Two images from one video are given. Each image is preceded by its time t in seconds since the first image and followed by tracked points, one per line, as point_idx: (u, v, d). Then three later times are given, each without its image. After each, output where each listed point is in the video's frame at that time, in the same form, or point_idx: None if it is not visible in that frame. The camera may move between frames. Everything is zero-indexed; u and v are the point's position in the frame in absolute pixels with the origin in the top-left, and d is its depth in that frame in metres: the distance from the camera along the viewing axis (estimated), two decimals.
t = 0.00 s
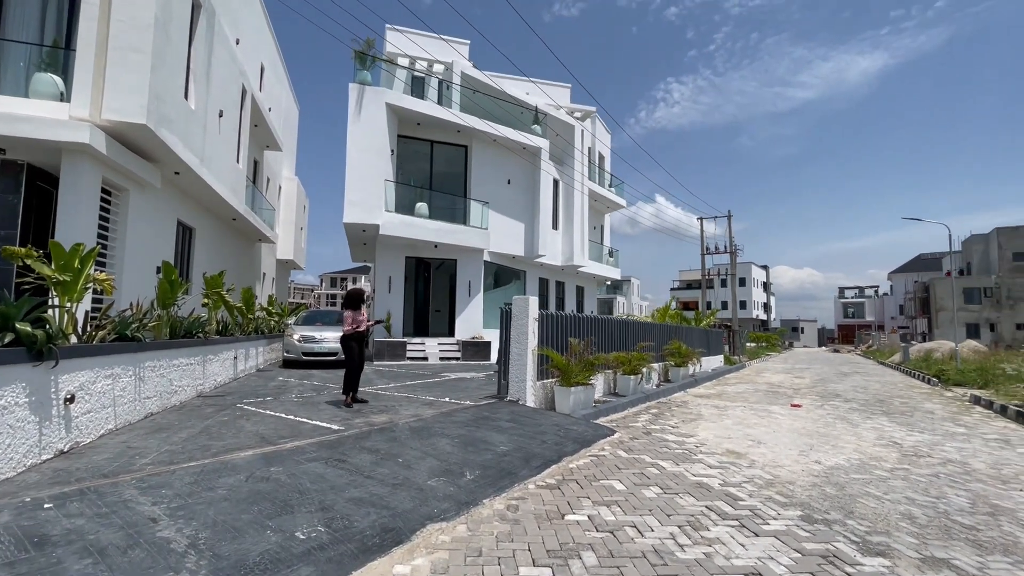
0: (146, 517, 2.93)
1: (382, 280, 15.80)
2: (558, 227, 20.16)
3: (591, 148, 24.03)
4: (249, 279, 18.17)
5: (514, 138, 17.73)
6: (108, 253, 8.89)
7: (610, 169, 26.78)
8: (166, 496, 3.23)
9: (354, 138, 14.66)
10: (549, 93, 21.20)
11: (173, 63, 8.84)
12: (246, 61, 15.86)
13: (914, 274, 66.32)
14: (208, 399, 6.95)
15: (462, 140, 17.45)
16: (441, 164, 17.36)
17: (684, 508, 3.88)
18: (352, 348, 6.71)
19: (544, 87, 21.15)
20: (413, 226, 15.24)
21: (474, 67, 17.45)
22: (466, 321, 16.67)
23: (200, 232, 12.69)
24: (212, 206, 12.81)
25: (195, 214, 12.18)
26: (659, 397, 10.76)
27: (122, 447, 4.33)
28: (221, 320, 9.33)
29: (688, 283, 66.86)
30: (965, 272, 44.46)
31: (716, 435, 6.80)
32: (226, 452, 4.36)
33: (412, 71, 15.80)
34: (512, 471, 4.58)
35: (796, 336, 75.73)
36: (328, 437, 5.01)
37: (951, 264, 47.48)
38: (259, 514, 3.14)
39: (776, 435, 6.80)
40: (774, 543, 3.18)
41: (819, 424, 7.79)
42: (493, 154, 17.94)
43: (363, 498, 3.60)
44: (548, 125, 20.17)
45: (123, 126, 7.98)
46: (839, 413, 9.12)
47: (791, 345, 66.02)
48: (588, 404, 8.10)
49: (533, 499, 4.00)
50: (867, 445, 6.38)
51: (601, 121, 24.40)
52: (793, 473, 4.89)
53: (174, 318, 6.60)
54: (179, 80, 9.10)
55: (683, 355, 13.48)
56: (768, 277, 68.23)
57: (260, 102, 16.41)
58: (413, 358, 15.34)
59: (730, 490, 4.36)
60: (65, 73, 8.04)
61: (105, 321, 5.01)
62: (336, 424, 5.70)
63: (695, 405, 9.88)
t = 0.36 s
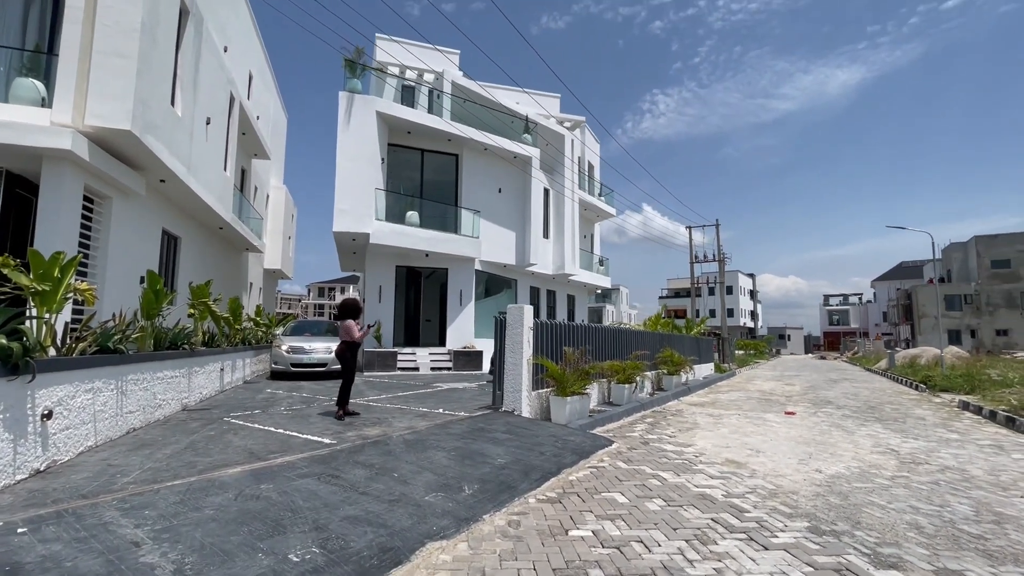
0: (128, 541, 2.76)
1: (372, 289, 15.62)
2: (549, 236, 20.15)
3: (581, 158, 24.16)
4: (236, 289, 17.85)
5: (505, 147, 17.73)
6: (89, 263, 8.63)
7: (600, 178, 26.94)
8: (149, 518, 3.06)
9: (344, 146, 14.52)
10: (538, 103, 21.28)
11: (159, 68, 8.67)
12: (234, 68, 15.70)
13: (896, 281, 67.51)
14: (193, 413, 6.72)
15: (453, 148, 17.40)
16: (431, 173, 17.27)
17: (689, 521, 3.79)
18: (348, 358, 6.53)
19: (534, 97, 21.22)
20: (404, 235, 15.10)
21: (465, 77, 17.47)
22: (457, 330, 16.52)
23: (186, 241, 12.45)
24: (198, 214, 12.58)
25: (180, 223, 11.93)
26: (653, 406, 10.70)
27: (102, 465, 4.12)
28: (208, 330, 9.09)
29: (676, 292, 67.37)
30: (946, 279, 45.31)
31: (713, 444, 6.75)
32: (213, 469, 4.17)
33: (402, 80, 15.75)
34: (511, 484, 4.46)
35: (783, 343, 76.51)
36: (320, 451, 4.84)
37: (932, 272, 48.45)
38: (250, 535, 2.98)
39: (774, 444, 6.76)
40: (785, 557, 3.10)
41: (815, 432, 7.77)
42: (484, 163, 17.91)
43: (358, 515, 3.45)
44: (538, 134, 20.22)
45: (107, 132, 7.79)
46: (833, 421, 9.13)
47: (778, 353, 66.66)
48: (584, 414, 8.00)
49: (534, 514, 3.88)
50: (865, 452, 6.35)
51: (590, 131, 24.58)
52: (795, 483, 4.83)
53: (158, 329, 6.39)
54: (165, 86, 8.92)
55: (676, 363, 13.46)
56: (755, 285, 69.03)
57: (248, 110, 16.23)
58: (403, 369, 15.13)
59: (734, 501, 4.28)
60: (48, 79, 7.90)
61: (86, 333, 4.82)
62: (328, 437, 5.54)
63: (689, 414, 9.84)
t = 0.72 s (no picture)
0: (112, 571, 2.57)
1: (367, 299, 15.43)
2: (545, 245, 20.09)
3: (576, 166, 24.20)
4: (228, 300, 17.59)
5: (501, 155, 17.70)
6: (77, 275, 8.41)
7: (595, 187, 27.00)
8: (137, 544, 2.87)
9: (338, 154, 14.39)
10: (533, 112, 21.34)
11: (150, 76, 8.53)
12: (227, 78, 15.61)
13: (888, 288, 68.06)
14: (184, 428, 6.51)
15: (448, 157, 17.34)
16: (427, 182, 17.18)
17: (704, 537, 3.63)
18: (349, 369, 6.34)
19: (530, 106, 21.28)
20: (399, 244, 14.97)
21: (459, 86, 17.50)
22: (453, 340, 16.34)
23: (177, 252, 12.24)
24: (190, 225, 12.39)
25: (172, 233, 11.73)
26: (654, 416, 10.55)
27: (87, 486, 3.92)
28: (200, 342, 8.88)
29: (671, 300, 67.62)
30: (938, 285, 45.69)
31: (719, 455, 6.61)
32: (205, 489, 3.97)
33: (397, 90, 15.74)
34: (516, 501, 4.30)
35: (777, 351, 76.73)
36: (317, 468, 4.66)
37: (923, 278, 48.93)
38: (245, 561, 2.80)
39: (781, 454, 6.63)
40: None
41: (821, 441, 7.66)
42: (479, 172, 17.86)
43: (359, 537, 3.27)
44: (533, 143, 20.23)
45: (97, 140, 7.62)
46: (837, 429, 9.02)
47: (773, 360, 66.83)
48: (586, 425, 7.84)
49: (542, 533, 3.72)
50: (874, 462, 6.23)
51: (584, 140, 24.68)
52: (807, 495, 4.70)
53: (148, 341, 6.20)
54: (157, 93, 8.78)
55: (675, 371, 13.34)
56: (748, 293, 69.38)
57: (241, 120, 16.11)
58: (400, 380, 14.92)
59: (748, 515, 4.13)
60: (36, 87, 7.72)
61: (71, 346, 4.63)
62: (325, 453, 5.35)
63: (691, 423, 9.71)
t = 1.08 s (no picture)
0: None
1: (368, 311, 15.26)
2: (546, 255, 19.97)
3: (575, 176, 24.17)
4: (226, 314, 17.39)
5: (501, 166, 17.64)
6: (72, 290, 8.24)
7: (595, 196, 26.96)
8: None
9: (337, 166, 14.27)
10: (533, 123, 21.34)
11: (148, 89, 8.44)
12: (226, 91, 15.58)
13: (889, 294, 67.94)
14: (180, 448, 6.30)
15: (448, 168, 17.27)
16: (426, 193, 17.07)
17: (727, 563, 3.44)
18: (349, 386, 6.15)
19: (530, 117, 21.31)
20: (400, 255, 14.83)
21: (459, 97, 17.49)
22: (455, 352, 16.13)
23: (175, 265, 12.09)
24: (188, 238, 12.25)
25: (169, 246, 11.60)
26: (661, 428, 10.35)
27: (74, 515, 3.72)
28: (196, 358, 8.70)
29: (671, 308, 67.50)
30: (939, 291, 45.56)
31: (732, 470, 6.41)
32: (198, 516, 3.77)
33: (396, 102, 15.73)
34: (527, 525, 4.11)
35: (778, 358, 76.44)
36: (318, 491, 4.47)
37: (924, 284, 48.84)
38: None
39: (796, 469, 6.43)
40: None
41: (835, 454, 7.46)
42: (480, 183, 17.78)
43: (362, 569, 3.08)
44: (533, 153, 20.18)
45: (93, 153, 7.50)
46: (849, 440, 8.81)
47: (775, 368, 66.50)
48: (593, 440, 7.63)
49: (556, 561, 3.52)
50: (893, 476, 6.03)
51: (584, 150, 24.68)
52: (829, 514, 4.50)
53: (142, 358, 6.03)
54: (154, 106, 8.68)
55: (681, 382, 13.15)
56: (748, 301, 69.25)
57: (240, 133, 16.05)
58: (401, 393, 14.70)
59: (770, 538, 3.93)
60: (31, 100, 7.63)
61: (61, 366, 4.48)
62: (325, 474, 5.15)
63: (699, 436, 9.50)
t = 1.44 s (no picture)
0: None
1: (371, 320, 15.11)
2: (550, 262, 19.80)
3: (579, 183, 24.06)
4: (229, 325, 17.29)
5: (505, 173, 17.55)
6: (71, 301, 8.12)
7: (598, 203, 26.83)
8: None
9: (339, 174, 14.17)
10: (536, 130, 21.22)
11: (148, 98, 8.37)
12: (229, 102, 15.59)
13: (896, 300, 67.26)
14: (177, 463, 6.13)
15: (452, 176, 17.18)
16: (430, 202, 16.97)
17: None
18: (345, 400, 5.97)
19: (534, 124, 21.19)
20: (404, 264, 14.71)
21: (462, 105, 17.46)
22: (459, 361, 15.92)
23: (177, 276, 11.99)
24: (189, 248, 12.16)
25: (171, 257, 11.51)
26: (671, 438, 10.09)
27: (61, 536, 3.55)
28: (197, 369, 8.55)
29: (676, 315, 67.11)
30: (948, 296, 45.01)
31: (748, 483, 6.17)
32: (190, 538, 3.58)
33: (398, 110, 15.67)
34: (536, 545, 3.91)
35: (786, 365, 75.70)
36: (317, 509, 4.28)
37: (932, 288, 48.30)
38: None
39: (815, 481, 6.17)
40: None
41: (853, 464, 7.19)
42: (483, 190, 17.68)
43: None
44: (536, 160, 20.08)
45: (92, 163, 7.41)
46: (866, 450, 8.53)
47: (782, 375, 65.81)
48: (602, 451, 7.41)
49: None
50: (918, 488, 5.77)
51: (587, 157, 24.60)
52: (856, 531, 4.26)
53: (139, 370, 5.88)
54: (154, 115, 8.61)
55: (690, 390, 12.88)
56: (754, 307, 68.77)
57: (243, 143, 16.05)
58: (405, 403, 14.50)
59: (796, 558, 3.70)
60: (31, 110, 7.58)
61: (51, 379, 4.32)
62: (325, 490, 4.95)
63: (711, 446, 9.24)
